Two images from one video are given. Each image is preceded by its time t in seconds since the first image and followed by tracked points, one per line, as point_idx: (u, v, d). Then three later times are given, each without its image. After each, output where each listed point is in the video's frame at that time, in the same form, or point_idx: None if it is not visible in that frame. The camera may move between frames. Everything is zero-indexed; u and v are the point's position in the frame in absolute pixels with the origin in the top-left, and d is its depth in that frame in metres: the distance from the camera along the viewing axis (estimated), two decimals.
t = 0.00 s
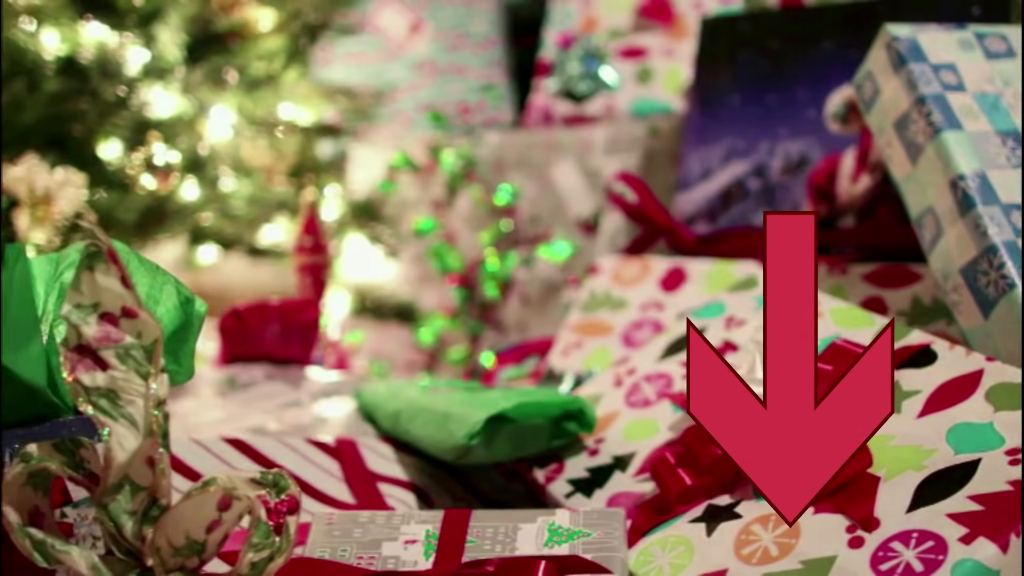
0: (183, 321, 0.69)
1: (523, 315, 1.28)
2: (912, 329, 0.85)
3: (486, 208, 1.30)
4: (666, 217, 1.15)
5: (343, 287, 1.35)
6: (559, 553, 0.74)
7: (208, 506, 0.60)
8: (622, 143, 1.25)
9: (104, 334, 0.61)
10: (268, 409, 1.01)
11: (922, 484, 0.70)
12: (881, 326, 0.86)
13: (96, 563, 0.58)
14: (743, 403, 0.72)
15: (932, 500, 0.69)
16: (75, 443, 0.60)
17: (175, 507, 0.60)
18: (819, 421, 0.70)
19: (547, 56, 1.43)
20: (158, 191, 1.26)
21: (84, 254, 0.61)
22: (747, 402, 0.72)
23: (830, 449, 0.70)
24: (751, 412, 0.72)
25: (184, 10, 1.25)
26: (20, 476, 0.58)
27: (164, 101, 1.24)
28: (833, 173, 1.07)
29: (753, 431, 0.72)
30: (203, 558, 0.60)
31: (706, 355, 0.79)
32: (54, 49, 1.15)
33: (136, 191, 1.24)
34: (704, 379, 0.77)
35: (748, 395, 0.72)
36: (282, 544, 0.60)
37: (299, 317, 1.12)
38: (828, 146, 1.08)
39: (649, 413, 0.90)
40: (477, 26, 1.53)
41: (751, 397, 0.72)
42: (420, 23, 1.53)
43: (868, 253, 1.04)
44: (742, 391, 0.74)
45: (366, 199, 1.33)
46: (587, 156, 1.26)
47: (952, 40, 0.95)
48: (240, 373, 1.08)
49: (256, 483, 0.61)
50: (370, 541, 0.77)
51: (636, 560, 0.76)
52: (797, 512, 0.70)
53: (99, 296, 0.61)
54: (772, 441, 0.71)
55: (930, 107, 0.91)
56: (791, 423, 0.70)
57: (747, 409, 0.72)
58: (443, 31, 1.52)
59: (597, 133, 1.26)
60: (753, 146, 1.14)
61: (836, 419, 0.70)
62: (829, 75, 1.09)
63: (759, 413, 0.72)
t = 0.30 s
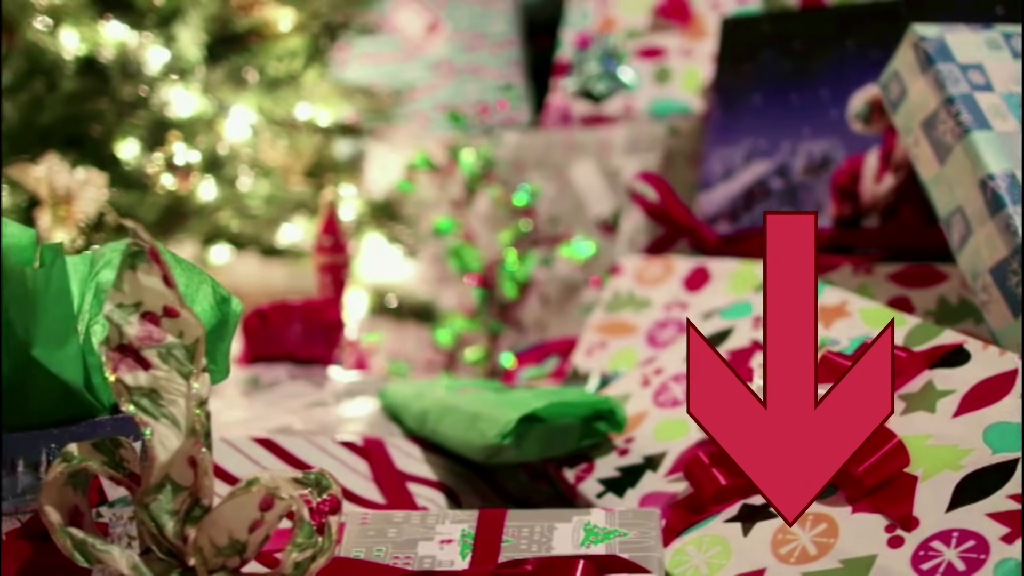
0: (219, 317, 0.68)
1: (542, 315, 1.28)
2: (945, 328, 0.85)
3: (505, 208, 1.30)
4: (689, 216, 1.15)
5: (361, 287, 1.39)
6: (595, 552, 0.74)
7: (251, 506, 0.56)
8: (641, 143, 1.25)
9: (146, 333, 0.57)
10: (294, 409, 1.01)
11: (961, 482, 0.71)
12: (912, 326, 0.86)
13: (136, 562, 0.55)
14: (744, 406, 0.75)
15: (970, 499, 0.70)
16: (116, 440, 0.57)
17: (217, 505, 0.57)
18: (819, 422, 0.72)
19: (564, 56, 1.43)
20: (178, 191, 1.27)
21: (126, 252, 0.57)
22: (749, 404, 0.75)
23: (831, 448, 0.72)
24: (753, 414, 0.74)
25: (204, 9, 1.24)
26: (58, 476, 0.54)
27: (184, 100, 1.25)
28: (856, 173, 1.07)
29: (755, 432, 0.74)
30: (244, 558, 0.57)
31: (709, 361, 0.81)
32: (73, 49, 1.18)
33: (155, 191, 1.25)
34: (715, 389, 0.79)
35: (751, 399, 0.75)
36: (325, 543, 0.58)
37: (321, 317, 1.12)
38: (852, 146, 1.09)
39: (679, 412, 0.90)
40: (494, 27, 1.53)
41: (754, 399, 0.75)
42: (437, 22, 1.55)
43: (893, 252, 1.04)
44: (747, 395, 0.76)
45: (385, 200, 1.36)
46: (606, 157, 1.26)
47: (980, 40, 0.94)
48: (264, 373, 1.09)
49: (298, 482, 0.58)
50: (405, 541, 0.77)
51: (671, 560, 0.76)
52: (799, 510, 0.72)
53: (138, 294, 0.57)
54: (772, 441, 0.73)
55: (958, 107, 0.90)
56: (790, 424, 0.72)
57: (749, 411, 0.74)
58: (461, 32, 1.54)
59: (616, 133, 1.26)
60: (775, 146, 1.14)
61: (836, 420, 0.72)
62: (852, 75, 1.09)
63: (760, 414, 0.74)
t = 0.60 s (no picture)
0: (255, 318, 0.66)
1: (561, 315, 1.28)
2: (976, 328, 0.85)
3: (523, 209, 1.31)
4: (711, 216, 1.14)
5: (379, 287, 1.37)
6: (633, 551, 0.73)
7: (291, 506, 0.57)
8: (661, 143, 1.25)
9: (188, 333, 0.60)
10: (320, 409, 1.01)
11: (999, 484, 0.72)
12: (943, 325, 0.86)
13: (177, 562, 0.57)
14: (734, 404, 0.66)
15: (1008, 499, 0.70)
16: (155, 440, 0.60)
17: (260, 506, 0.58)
18: (821, 424, 0.63)
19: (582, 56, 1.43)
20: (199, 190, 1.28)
21: (169, 253, 0.60)
22: (741, 399, 0.66)
23: (832, 451, 0.64)
24: (745, 411, 0.66)
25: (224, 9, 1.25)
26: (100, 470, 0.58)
27: (204, 100, 1.25)
28: (879, 173, 1.07)
29: (747, 433, 0.65)
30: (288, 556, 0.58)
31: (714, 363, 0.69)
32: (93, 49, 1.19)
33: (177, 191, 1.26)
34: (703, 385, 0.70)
35: (745, 394, 0.66)
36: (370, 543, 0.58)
37: (344, 316, 1.16)
38: (875, 146, 1.09)
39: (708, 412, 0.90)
40: (511, 26, 1.55)
41: (750, 397, 0.66)
42: (454, 22, 1.57)
43: (917, 253, 1.03)
44: (741, 391, 0.67)
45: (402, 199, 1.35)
46: (625, 157, 1.26)
47: (1007, 40, 0.94)
48: (289, 372, 1.10)
49: (341, 482, 0.57)
50: (441, 540, 0.77)
51: (707, 559, 0.76)
52: (800, 511, 0.63)
53: (181, 294, 0.60)
54: (768, 444, 0.64)
55: (987, 107, 0.90)
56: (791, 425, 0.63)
57: (738, 408, 0.66)
58: (478, 31, 1.56)
59: (636, 133, 1.26)
60: (798, 146, 1.14)
61: (837, 420, 0.64)
62: (875, 75, 1.09)
63: (757, 413, 0.65)
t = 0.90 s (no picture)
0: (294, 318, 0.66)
1: (582, 314, 1.32)
2: (1009, 328, 0.85)
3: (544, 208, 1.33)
4: (737, 218, 1.15)
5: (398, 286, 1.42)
6: (674, 551, 0.73)
7: (339, 507, 0.54)
8: (682, 143, 1.25)
9: (235, 332, 0.53)
10: (349, 408, 1.02)
11: None
12: (977, 325, 0.86)
13: (222, 562, 0.55)
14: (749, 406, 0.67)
15: None
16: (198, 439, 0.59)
17: (307, 504, 0.55)
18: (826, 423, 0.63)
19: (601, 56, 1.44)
20: (223, 189, 1.31)
21: (215, 250, 0.54)
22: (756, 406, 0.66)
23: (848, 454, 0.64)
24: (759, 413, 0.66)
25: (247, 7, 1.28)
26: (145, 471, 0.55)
27: (227, 99, 1.28)
28: (905, 172, 1.07)
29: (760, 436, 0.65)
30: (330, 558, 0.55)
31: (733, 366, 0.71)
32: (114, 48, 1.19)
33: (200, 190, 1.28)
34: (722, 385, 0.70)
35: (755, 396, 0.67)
36: (413, 541, 0.56)
37: (370, 316, 1.16)
38: (900, 146, 1.08)
39: (741, 411, 0.90)
40: (531, 26, 1.56)
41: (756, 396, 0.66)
42: (473, 22, 1.59)
43: (944, 253, 1.03)
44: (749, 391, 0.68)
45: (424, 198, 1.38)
46: (647, 157, 1.26)
47: None
48: (316, 372, 1.11)
49: (388, 481, 0.55)
50: (481, 539, 0.77)
51: (747, 558, 0.76)
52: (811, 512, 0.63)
53: (227, 292, 0.53)
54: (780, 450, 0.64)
55: (1019, 107, 0.89)
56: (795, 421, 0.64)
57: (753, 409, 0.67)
58: (497, 30, 1.57)
59: (658, 132, 1.26)
60: (822, 145, 1.14)
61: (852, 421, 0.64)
62: (899, 74, 1.09)
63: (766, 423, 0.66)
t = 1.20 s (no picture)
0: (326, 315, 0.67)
1: (599, 313, 1.34)
2: None
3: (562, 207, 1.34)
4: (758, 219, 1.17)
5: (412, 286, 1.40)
6: (706, 550, 0.73)
7: (376, 506, 0.55)
8: (700, 142, 1.26)
9: (271, 332, 0.58)
10: (371, 408, 1.02)
11: None
12: (1003, 325, 0.86)
13: (260, 562, 0.56)
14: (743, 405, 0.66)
15: None
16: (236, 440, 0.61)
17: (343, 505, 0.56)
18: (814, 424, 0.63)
19: (617, 56, 1.45)
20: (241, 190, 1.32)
21: (253, 251, 0.59)
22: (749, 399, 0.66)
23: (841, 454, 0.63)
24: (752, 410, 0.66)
25: (264, 8, 1.30)
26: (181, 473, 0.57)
27: (244, 99, 1.31)
28: (925, 172, 1.07)
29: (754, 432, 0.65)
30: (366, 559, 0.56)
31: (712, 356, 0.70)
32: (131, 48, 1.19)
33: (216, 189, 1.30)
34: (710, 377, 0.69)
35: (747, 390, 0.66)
36: (451, 540, 0.56)
37: (390, 316, 1.16)
38: (921, 146, 1.08)
39: (767, 411, 0.90)
40: (546, 24, 1.60)
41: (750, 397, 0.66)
42: (489, 22, 1.61)
43: (964, 253, 1.04)
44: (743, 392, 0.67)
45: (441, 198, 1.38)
46: (664, 157, 1.28)
47: None
48: (337, 372, 1.11)
49: (425, 481, 0.56)
50: (513, 539, 0.77)
51: (778, 557, 0.76)
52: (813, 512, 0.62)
53: (264, 293, 0.58)
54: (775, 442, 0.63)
55: None
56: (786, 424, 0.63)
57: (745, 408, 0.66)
58: (514, 30, 1.60)
59: (675, 132, 1.28)
60: (841, 145, 1.14)
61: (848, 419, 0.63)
62: (919, 74, 1.09)
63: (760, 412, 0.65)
